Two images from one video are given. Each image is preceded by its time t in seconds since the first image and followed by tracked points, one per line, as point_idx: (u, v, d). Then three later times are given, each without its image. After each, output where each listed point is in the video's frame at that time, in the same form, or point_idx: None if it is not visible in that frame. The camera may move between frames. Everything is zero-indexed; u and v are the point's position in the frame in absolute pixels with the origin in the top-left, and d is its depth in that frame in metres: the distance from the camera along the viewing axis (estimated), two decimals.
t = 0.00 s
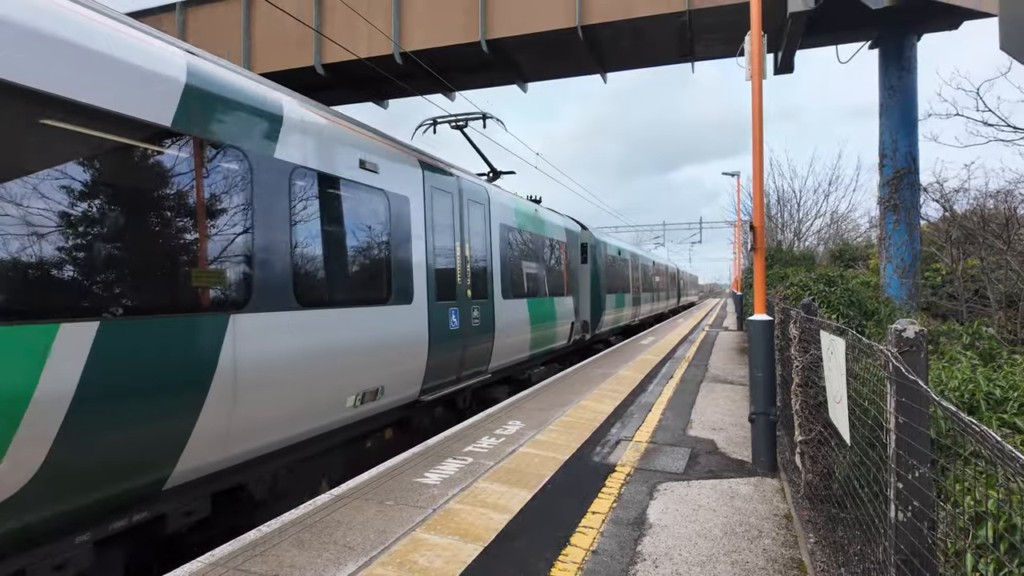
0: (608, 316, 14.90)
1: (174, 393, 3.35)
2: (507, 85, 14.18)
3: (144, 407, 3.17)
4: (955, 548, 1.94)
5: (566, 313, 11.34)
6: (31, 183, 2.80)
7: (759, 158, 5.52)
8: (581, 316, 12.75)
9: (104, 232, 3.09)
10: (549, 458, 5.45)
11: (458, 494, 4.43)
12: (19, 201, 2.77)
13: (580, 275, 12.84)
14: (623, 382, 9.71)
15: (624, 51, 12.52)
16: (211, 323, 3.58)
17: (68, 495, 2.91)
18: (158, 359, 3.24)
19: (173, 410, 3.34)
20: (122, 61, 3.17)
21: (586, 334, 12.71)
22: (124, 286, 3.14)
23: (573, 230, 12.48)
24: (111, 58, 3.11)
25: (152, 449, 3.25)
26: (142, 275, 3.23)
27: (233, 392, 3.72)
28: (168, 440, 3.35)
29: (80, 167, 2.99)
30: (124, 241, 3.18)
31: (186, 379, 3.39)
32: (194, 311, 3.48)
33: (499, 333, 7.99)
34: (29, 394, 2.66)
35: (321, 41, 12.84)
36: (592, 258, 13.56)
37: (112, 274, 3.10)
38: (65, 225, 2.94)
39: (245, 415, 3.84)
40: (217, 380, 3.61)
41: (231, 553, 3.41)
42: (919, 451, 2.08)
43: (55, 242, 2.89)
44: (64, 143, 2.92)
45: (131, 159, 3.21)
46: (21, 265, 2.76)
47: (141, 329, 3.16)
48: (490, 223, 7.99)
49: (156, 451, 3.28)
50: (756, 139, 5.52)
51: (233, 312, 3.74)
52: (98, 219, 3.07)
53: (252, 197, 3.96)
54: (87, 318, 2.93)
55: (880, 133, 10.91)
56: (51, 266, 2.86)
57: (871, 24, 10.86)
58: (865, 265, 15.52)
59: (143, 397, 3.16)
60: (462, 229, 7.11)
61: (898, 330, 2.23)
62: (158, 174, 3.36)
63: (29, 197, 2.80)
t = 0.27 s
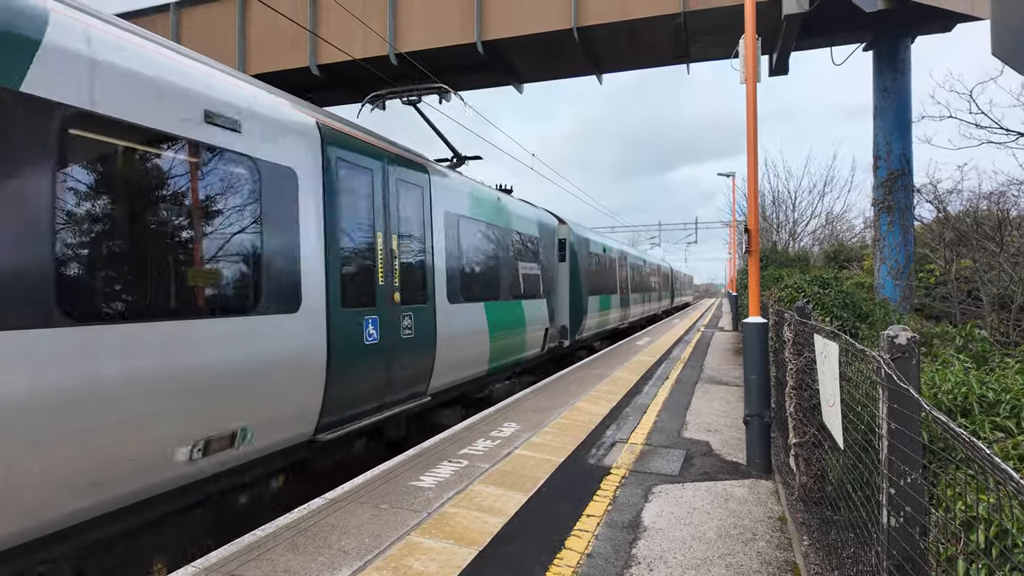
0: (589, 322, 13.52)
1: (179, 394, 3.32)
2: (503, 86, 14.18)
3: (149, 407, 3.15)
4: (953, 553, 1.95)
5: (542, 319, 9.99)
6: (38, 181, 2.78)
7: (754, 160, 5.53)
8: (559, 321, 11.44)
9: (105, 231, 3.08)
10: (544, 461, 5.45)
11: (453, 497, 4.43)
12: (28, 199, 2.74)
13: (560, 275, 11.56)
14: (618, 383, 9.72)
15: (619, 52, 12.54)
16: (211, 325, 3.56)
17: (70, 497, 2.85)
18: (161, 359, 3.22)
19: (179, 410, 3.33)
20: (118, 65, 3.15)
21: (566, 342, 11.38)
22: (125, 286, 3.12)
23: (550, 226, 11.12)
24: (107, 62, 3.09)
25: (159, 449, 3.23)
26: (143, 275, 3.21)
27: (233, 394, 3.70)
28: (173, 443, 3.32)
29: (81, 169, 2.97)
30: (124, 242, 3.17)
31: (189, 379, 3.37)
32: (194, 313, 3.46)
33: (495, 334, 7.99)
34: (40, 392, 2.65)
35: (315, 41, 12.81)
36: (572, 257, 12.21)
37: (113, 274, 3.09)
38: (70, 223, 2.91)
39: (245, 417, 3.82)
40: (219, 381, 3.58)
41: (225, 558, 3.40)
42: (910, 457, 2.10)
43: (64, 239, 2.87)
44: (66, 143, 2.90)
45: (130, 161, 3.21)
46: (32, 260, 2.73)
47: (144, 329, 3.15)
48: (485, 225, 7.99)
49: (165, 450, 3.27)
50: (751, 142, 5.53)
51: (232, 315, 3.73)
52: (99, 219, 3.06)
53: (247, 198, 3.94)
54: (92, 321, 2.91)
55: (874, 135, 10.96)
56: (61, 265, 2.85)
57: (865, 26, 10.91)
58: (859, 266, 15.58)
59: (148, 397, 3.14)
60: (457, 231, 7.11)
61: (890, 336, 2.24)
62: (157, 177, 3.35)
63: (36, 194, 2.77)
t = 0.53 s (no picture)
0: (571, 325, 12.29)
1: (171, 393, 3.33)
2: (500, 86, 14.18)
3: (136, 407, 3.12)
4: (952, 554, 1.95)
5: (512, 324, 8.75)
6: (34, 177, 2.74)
7: (751, 161, 5.54)
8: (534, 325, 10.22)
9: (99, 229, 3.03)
10: (541, 461, 5.44)
11: (450, 498, 4.42)
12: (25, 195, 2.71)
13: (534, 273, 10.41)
14: (615, 383, 9.72)
15: (616, 53, 12.56)
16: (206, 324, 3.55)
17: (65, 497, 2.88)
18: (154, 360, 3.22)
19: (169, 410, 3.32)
20: (116, 63, 3.12)
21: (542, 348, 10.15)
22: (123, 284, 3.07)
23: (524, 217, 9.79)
24: (102, 59, 3.05)
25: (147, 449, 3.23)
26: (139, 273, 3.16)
27: (225, 396, 3.69)
28: (164, 442, 3.33)
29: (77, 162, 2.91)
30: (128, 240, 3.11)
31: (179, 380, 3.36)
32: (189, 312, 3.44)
33: (493, 334, 7.97)
34: (33, 395, 2.64)
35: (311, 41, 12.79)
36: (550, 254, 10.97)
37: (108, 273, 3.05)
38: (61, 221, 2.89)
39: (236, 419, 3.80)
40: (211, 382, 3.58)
41: (222, 559, 3.39)
42: (908, 457, 2.10)
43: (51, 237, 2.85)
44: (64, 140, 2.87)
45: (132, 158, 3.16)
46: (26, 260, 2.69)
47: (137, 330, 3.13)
48: (482, 225, 7.97)
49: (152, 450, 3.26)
50: (748, 142, 5.54)
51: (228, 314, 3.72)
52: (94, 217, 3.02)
53: (245, 196, 3.91)
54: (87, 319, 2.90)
55: (870, 136, 10.99)
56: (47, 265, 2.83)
57: (862, 27, 10.93)
58: (856, 266, 15.62)
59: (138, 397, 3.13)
60: (454, 230, 7.07)
61: (889, 336, 2.24)
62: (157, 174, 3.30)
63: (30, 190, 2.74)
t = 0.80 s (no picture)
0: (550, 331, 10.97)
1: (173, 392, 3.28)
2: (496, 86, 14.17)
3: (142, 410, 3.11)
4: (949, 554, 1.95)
5: (469, 331, 7.34)
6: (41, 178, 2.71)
7: (748, 161, 5.54)
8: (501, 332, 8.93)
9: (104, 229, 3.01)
10: (538, 461, 5.43)
11: (447, 498, 4.40)
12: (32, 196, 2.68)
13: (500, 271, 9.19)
14: (612, 383, 9.72)
15: (613, 53, 12.56)
16: (205, 324, 3.50)
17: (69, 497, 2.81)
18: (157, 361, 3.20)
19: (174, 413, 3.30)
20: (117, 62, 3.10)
21: (514, 358, 8.79)
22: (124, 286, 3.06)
23: (492, 206, 8.37)
24: (102, 58, 3.03)
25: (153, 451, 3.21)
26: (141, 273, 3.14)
27: (227, 397, 3.66)
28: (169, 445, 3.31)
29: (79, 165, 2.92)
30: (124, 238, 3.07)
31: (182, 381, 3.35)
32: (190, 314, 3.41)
33: (489, 333, 7.97)
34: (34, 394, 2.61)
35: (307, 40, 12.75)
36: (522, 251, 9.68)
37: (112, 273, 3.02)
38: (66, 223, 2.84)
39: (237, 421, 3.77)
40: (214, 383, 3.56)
41: (217, 560, 3.37)
42: (905, 457, 2.10)
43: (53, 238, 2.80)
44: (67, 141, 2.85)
45: (129, 156, 3.13)
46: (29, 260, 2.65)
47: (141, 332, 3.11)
48: (480, 224, 7.93)
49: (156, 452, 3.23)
50: (745, 143, 5.53)
51: (229, 315, 3.68)
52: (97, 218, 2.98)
53: (245, 195, 3.87)
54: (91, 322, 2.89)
55: (867, 136, 11.01)
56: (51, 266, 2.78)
57: (858, 27, 10.95)
58: (852, 266, 15.66)
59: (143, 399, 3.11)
60: (451, 230, 7.03)
61: (886, 337, 2.24)
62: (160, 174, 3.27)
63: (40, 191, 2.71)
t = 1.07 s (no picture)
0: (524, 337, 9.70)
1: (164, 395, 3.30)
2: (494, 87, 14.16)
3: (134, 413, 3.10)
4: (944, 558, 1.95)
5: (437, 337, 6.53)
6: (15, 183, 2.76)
7: (745, 163, 5.54)
8: (458, 341, 7.68)
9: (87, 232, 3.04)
10: (535, 463, 5.42)
11: (444, 501, 4.39)
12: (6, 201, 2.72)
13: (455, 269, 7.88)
14: (609, 384, 9.72)
15: (610, 54, 12.56)
16: (197, 328, 3.51)
17: (62, 501, 2.85)
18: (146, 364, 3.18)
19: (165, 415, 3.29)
20: (104, 65, 3.12)
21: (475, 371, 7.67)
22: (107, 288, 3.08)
23: (447, 191, 7.01)
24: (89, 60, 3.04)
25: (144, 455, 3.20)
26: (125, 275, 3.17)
27: (224, 398, 3.64)
28: (159, 447, 3.30)
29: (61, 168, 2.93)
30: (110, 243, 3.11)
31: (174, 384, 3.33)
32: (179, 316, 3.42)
33: (486, 335, 7.97)
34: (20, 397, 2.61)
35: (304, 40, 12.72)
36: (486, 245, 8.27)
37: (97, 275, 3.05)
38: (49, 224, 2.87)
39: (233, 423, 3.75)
40: (209, 384, 3.54)
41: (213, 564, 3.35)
42: (902, 462, 2.10)
43: (40, 241, 2.83)
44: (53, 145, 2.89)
45: (116, 159, 3.15)
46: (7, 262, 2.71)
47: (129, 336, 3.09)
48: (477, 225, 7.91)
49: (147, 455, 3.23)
50: (741, 145, 5.54)
51: (219, 316, 3.69)
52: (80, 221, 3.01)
53: (234, 198, 3.89)
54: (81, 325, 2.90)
55: (863, 137, 11.03)
56: (36, 267, 2.81)
57: (855, 29, 10.97)
58: (849, 266, 15.70)
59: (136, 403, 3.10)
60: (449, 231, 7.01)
61: (882, 341, 2.25)
62: (143, 181, 3.28)
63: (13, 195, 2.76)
